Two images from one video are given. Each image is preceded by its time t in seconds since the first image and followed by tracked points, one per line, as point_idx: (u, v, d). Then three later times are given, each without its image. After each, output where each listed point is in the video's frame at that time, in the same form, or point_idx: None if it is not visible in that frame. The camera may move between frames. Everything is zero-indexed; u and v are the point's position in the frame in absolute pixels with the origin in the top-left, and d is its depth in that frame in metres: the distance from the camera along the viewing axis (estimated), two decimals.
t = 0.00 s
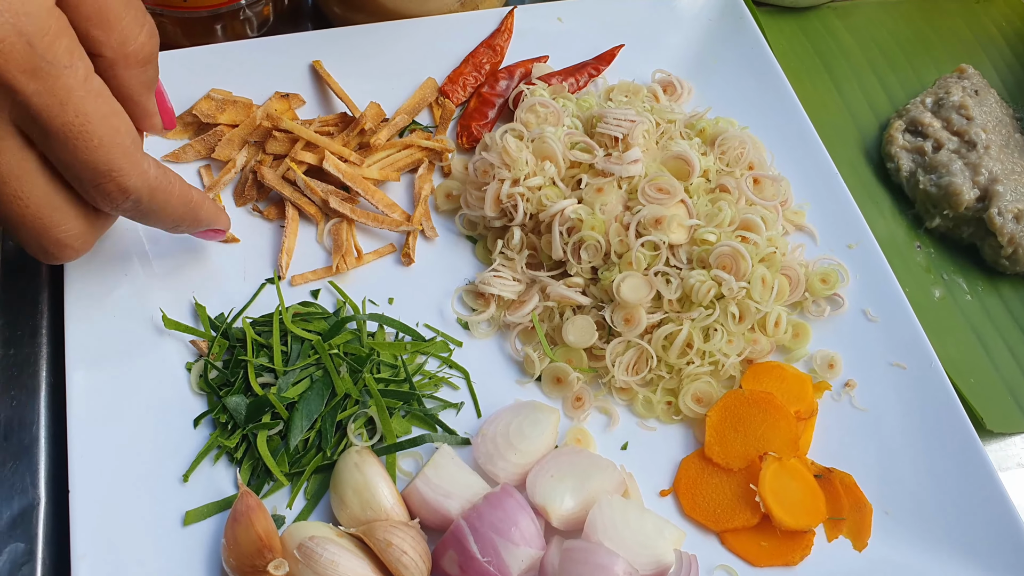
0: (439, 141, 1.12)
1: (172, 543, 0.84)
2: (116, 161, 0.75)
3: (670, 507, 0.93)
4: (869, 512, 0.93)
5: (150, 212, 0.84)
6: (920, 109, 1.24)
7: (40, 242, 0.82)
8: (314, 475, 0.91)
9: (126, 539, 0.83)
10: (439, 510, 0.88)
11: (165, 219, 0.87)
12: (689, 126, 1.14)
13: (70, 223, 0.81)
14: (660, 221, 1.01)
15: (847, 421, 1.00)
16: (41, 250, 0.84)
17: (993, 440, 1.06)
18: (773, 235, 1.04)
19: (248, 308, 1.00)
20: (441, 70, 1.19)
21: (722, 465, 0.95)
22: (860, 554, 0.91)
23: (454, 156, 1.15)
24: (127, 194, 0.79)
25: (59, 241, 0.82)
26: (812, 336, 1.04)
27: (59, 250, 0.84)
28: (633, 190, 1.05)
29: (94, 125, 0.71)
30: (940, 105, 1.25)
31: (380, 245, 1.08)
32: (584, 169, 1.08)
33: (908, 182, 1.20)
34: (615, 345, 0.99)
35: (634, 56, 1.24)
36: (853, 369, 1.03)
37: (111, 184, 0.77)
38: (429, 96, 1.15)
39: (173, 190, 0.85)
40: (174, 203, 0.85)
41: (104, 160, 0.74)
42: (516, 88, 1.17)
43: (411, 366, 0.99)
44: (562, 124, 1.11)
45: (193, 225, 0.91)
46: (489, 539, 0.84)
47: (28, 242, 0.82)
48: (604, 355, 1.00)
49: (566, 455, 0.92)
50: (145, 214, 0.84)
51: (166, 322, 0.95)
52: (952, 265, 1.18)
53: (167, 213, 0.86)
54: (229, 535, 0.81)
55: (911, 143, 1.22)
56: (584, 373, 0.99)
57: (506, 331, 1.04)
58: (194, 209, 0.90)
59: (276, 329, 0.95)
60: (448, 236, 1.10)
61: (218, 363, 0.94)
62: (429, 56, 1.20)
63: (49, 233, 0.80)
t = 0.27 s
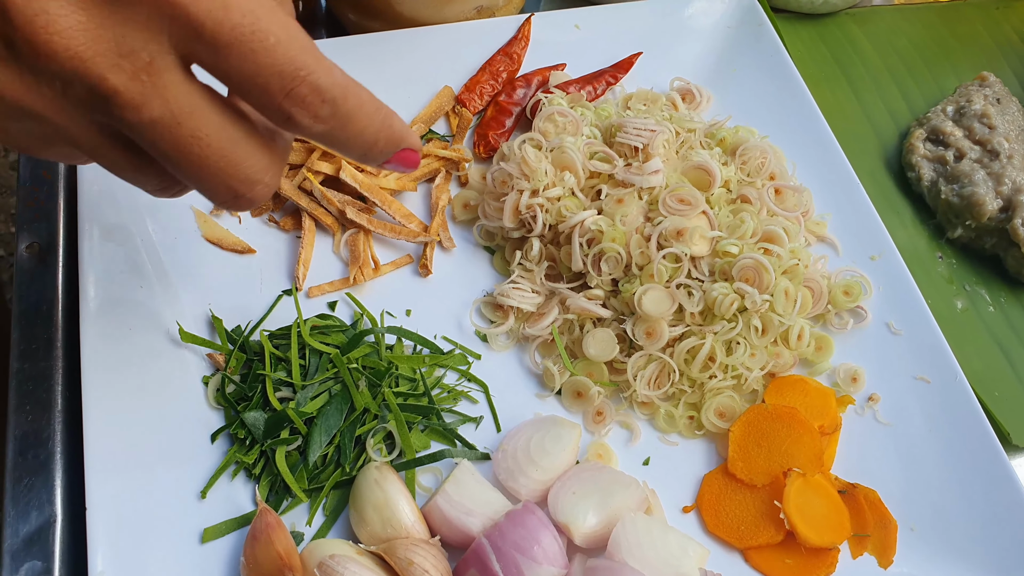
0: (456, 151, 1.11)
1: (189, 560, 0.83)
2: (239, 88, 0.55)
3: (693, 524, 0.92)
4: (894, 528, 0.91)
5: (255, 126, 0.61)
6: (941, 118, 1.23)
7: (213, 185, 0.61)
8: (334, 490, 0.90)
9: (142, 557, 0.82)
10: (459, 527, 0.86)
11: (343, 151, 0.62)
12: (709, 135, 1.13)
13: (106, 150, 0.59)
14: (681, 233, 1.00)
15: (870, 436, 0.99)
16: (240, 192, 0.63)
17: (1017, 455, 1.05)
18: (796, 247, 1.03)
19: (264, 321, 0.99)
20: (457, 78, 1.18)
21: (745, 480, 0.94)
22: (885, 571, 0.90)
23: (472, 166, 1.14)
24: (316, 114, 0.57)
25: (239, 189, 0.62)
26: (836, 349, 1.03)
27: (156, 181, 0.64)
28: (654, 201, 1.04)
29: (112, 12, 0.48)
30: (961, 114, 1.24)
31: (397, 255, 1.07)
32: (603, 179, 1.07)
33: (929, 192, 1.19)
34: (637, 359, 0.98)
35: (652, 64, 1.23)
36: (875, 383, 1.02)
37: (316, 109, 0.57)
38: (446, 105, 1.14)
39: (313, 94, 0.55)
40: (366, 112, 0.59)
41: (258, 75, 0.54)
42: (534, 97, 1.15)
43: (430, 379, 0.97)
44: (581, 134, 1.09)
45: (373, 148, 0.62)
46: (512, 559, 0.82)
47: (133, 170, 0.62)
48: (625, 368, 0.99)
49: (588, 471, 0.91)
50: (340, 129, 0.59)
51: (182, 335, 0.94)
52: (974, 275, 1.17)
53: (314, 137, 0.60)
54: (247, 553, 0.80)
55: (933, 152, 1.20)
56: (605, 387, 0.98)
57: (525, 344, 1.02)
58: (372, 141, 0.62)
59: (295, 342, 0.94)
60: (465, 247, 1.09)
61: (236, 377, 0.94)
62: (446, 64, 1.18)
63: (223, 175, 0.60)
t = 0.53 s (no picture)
0: (471, 163, 1.09)
1: None
2: None
3: (715, 546, 0.89)
4: (919, 550, 0.89)
5: None
6: (963, 129, 1.21)
7: (315, 72, 0.67)
8: (349, 511, 0.88)
9: None
10: (478, 551, 0.85)
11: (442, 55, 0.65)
12: (729, 147, 1.11)
13: (220, 64, 0.67)
14: (702, 248, 0.98)
15: (896, 455, 0.96)
16: (338, 80, 0.69)
17: None
18: (818, 262, 1.02)
19: (277, 337, 0.98)
20: (472, 88, 1.16)
21: (768, 502, 0.91)
22: None
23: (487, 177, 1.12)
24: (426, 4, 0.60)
25: (343, 69, 0.68)
26: (858, 366, 1.01)
27: (262, 92, 0.72)
28: (673, 215, 1.02)
29: None
30: (984, 125, 1.22)
31: (411, 269, 1.06)
32: (622, 193, 1.05)
33: (951, 205, 1.17)
34: (657, 377, 0.96)
35: (669, 73, 1.21)
36: (900, 401, 1.00)
37: None
38: (461, 115, 1.12)
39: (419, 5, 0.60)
40: None
41: None
42: (550, 107, 1.14)
43: (446, 397, 0.95)
44: (599, 146, 1.07)
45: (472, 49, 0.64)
46: None
47: (249, 81, 0.70)
48: (646, 387, 0.97)
49: (608, 492, 0.89)
50: (440, 31, 0.62)
51: (194, 351, 0.92)
52: (997, 290, 1.15)
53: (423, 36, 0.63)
54: None
55: (954, 164, 1.18)
56: (625, 406, 0.96)
57: (542, 360, 1.01)
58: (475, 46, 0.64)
59: (309, 360, 0.92)
60: (481, 260, 1.07)
61: (249, 396, 0.92)
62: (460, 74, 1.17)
63: (321, 59, 0.66)
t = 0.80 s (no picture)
0: (480, 172, 1.08)
1: None
2: None
3: (729, 562, 0.88)
4: (936, 567, 0.88)
5: None
6: (978, 138, 1.20)
7: (327, 59, 0.79)
8: (359, 526, 0.87)
9: None
10: (490, 568, 0.84)
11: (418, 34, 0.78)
12: (742, 156, 1.10)
13: (248, 62, 0.77)
14: (716, 259, 0.97)
15: (911, 471, 0.95)
16: (339, 59, 0.80)
17: None
18: (833, 274, 1.01)
19: (286, 349, 0.96)
20: (481, 96, 1.15)
21: (783, 517, 0.90)
22: None
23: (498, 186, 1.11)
24: None
25: (342, 52, 0.80)
26: (873, 380, 1.00)
27: (270, 81, 0.81)
28: (686, 226, 1.01)
29: None
30: (999, 133, 1.21)
31: (421, 280, 1.05)
32: (634, 204, 1.04)
33: (965, 215, 1.16)
34: (671, 391, 0.95)
35: (681, 81, 1.20)
36: (915, 415, 0.99)
37: None
38: (471, 123, 1.11)
39: None
40: None
41: None
42: (561, 116, 1.13)
43: (456, 410, 0.94)
44: (610, 155, 1.06)
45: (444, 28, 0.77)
46: None
47: (261, 73, 0.79)
48: (659, 401, 0.96)
49: (621, 508, 0.88)
50: (417, 5, 0.74)
51: (203, 364, 0.91)
52: (1014, 300, 1.13)
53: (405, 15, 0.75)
54: None
55: (969, 173, 1.17)
56: (638, 420, 0.95)
57: (554, 373, 0.99)
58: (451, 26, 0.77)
59: (319, 373, 0.91)
60: (491, 271, 1.06)
61: (257, 410, 0.91)
62: (470, 81, 1.15)
63: (329, 47, 0.78)
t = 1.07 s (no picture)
0: (484, 189, 1.08)
1: None
2: None
3: None
4: None
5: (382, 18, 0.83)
6: (984, 153, 1.20)
7: (380, 85, 0.84)
8: (363, 547, 0.86)
9: None
10: None
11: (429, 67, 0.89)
12: (747, 173, 1.09)
13: (305, 91, 0.81)
14: (721, 278, 0.96)
15: (916, 491, 0.95)
16: (391, 84, 0.86)
17: None
18: (838, 293, 1.00)
19: (289, 368, 0.96)
20: (485, 111, 1.15)
21: (787, 539, 0.89)
22: None
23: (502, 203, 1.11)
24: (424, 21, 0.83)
25: (395, 81, 0.86)
26: (878, 399, 1.00)
27: (327, 110, 0.86)
28: (691, 244, 1.01)
29: None
30: (1004, 149, 1.21)
31: (425, 297, 1.04)
32: (638, 221, 1.03)
33: (971, 231, 1.15)
34: (675, 411, 0.95)
35: (685, 95, 1.19)
36: (920, 435, 0.98)
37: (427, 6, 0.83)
38: (475, 139, 1.11)
39: None
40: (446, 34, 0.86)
41: None
42: (565, 132, 1.12)
43: (460, 430, 0.94)
44: (615, 172, 1.06)
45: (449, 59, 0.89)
46: None
47: (322, 102, 0.84)
48: (663, 420, 0.96)
49: (625, 529, 0.88)
50: (422, 39, 0.85)
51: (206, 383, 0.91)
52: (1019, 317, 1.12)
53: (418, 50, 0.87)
54: None
55: (975, 189, 1.17)
56: (642, 440, 0.94)
57: (558, 391, 0.99)
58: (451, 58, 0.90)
59: (322, 393, 0.91)
60: (495, 287, 1.06)
61: (260, 429, 0.91)
62: (474, 96, 1.15)
63: (382, 72, 0.83)
